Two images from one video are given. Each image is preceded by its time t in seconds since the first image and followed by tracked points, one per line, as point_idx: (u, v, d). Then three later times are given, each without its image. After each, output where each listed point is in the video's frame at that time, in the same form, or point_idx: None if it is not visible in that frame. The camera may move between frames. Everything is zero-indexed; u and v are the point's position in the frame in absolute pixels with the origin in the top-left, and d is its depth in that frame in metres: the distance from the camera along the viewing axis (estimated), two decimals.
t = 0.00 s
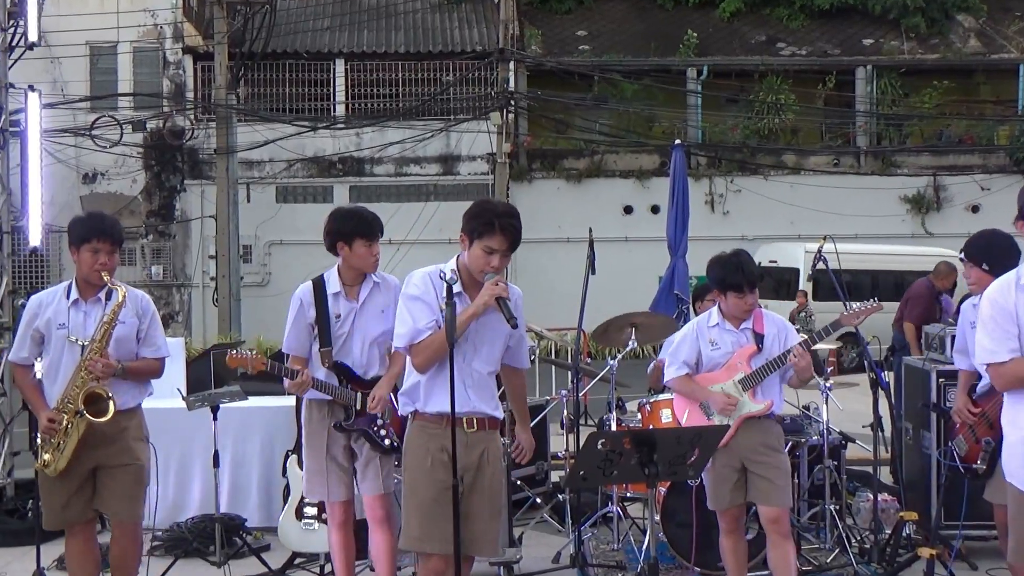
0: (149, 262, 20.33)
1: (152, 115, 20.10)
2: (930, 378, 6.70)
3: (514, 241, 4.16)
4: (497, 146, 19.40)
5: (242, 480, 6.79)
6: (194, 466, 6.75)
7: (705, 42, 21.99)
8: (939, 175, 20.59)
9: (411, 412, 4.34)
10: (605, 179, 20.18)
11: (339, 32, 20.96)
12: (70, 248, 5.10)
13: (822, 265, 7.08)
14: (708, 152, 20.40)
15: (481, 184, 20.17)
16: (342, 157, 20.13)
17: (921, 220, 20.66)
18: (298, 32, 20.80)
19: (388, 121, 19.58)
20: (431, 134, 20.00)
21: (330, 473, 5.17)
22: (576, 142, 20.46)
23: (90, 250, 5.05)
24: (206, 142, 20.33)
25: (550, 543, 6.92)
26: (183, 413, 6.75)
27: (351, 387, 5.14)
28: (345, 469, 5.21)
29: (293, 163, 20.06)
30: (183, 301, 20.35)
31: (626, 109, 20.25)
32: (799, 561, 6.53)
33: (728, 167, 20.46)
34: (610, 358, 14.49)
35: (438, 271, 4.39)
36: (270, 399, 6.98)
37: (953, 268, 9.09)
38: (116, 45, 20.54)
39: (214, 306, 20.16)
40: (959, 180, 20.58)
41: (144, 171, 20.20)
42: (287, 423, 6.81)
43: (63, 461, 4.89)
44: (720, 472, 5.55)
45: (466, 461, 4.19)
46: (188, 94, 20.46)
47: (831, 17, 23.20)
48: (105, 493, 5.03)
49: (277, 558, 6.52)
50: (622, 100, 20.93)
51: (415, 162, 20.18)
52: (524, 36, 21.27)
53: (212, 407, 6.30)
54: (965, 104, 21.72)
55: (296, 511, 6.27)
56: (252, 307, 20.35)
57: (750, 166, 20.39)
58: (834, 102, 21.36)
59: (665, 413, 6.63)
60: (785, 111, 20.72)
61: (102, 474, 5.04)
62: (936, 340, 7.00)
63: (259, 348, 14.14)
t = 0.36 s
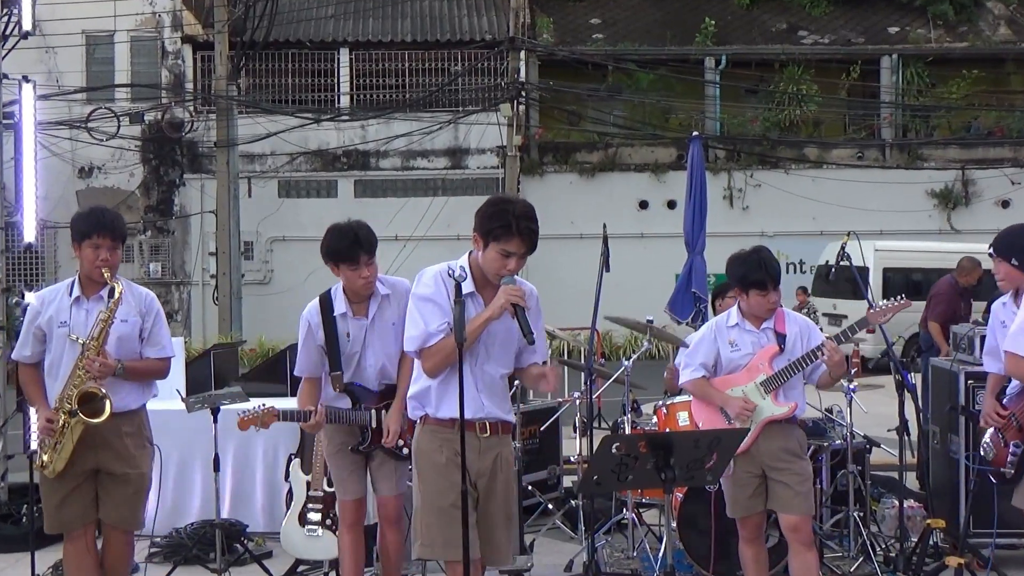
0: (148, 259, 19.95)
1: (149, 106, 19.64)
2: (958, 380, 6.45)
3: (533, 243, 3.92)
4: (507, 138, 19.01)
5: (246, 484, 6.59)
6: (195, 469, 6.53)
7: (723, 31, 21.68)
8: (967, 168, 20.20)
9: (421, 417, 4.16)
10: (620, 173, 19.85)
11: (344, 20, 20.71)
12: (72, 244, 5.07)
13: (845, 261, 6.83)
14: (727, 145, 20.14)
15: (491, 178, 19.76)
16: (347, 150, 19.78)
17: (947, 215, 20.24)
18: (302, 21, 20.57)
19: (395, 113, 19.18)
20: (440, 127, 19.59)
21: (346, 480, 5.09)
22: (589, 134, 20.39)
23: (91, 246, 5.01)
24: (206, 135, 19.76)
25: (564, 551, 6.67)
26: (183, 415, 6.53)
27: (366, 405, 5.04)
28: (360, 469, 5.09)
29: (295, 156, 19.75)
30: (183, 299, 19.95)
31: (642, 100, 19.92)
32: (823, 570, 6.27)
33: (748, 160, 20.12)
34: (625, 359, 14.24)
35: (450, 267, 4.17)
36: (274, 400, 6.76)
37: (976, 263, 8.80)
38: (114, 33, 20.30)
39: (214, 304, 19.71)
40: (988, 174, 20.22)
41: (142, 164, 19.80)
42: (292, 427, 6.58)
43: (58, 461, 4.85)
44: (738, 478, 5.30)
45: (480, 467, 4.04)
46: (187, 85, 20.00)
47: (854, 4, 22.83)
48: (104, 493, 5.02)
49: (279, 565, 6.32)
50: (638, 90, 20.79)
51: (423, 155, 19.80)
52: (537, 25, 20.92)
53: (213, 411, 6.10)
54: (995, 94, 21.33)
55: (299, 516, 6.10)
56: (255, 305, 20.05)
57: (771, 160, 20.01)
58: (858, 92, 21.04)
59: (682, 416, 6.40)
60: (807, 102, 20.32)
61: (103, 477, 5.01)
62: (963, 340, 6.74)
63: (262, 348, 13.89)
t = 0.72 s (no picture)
0: (145, 255, 19.33)
1: (146, 96, 18.89)
2: (987, 381, 6.21)
3: (530, 227, 3.83)
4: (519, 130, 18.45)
5: (248, 486, 6.37)
6: (196, 472, 6.32)
7: (740, 18, 21.29)
8: (996, 159, 19.39)
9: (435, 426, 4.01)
10: (635, 164, 19.34)
11: (347, 7, 20.25)
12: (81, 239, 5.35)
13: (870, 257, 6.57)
14: (747, 136, 19.34)
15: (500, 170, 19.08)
16: (351, 142, 19.08)
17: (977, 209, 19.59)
18: (305, 8, 20.17)
19: (400, 103, 18.57)
20: (448, 117, 18.92)
21: (363, 479, 5.28)
22: (603, 125, 20.01)
23: (100, 241, 5.28)
24: (205, 126, 19.11)
25: (577, 557, 6.43)
26: (183, 416, 6.31)
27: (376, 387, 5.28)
28: (374, 467, 5.30)
29: (298, 148, 19.05)
30: (183, 296, 19.39)
31: (656, 90, 19.52)
32: None
33: (767, 152, 19.38)
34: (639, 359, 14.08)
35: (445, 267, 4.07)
36: (277, 402, 6.52)
37: (1006, 259, 8.58)
38: (110, 21, 19.55)
39: (215, 302, 19.17)
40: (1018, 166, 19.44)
41: (139, 156, 19.15)
42: (296, 427, 6.36)
43: (67, 457, 5.16)
44: (761, 482, 5.04)
45: (498, 478, 3.88)
46: (185, 75, 19.35)
47: None
48: (109, 491, 5.33)
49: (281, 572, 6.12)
50: (653, 79, 20.27)
51: (430, 147, 19.10)
52: (548, 11, 20.47)
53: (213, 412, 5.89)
54: None
55: (303, 521, 5.88)
56: (256, 303, 19.44)
57: (791, 151, 19.33)
58: (884, 80, 20.61)
59: (700, 417, 6.16)
60: (830, 91, 19.81)
61: (109, 473, 5.32)
62: (992, 339, 6.49)
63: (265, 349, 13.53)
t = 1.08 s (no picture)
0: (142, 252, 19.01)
1: (141, 88, 18.75)
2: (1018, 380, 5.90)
3: (541, 219, 3.63)
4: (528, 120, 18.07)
5: (248, 493, 6.17)
6: (192, 478, 6.14)
7: (757, 7, 20.82)
8: None
9: (440, 434, 3.80)
10: (649, 158, 19.06)
11: None
12: (86, 234, 5.21)
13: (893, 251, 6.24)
14: (765, 127, 19.09)
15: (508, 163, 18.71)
16: (354, 134, 18.84)
17: (1005, 202, 19.04)
18: None
19: (404, 94, 18.27)
20: (454, 108, 18.64)
21: (371, 484, 5.17)
22: (616, 116, 19.43)
23: (108, 235, 5.17)
24: (202, 119, 18.95)
25: (590, 565, 6.21)
26: (180, 420, 6.13)
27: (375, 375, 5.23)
28: (381, 472, 5.18)
29: (299, 141, 18.85)
30: (180, 295, 19.04)
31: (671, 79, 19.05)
32: None
33: (788, 144, 19.08)
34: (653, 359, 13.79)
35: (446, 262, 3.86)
36: (276, 404, 6.30)
37: None
38: (103, 11, 19.25)
39: (212, 301, 18.85)
40: None
41: (134, 150, 18.86)
42: (298, 431, 6.14)
43: (70, 457, 4.99)
44: (784, 483, 4.85)
45: (510, 484, 3.70)
46: (182, 65, 19.05)
47: None
48: (111, 494, 5.19)
49: None
50: (668, 69, 19.59)
51: (435, 140, 18.82)
52: None
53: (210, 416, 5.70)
54: None
55: (305, 529, 5.80)
56: (258, 301, 19.17)
57: (812, 143, 19.04)
58: (908, 69, 20.08)
59: (716, 420, 5.96)
60: (851, 80, 19.23)
61: (110, 475, 5.17)
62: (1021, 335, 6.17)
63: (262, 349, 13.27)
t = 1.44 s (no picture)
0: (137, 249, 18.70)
1: (136, 79, 18.37)
2: None
3: (545, 215, 3.50)
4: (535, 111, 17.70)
5: (246, 500, 6.00)
6: (189, 482, 5.97)
7: None
8: None
9: (449, 440, 3.65)
10: (663, 150, 18.69)
11: None
12: (84, 230, 4.96)
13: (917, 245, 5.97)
14: (783, 117, 18.63)
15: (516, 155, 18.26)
16: (355, 127, 18.45)
17: None
18: None
19: (408, 84, 17.90)
20: (460, 99, 18.25)
21: (372, 489, 5.02)
22: (628, 106, 19.11)
23: (108, 231, 4.92)
24: (199, 111, 18.63)
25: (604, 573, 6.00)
26: (178, 423, 5.97)
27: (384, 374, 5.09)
28: (383, 475, 5.03)
29: (299, 134, 18.49)
30: (176, 294, 18.69)
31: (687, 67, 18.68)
32: None
33: (807, 134, 18.61)
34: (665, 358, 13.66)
35: (449, 264, 3.74)
36: (276, 407, 6.16)
37: None
38: None
39: (211, 300, 18.52)
40: None
41: (128, 144, 18.58)
42: (297, 435, 5.99)
43: (65, 458, 4.75)
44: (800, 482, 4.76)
45: (525, 487, 3.54)
46: (177, 55, 18.60)
47: None
48: (106, 498, 4.93)
49: None
50: (684, 57, 19.28)
51: (441, 132, 18.39)
52: None
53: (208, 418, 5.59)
54: None
55: (307, 536, 5.65)
56: (258, 299, 18.82)
57: (832, 133, 18.56)
58: (932, 56, 19.50)
59: (734, 422, 5.73)
60: (874, 67, 18.86)
61: (105, 481, 4.91)
62: None
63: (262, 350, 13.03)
